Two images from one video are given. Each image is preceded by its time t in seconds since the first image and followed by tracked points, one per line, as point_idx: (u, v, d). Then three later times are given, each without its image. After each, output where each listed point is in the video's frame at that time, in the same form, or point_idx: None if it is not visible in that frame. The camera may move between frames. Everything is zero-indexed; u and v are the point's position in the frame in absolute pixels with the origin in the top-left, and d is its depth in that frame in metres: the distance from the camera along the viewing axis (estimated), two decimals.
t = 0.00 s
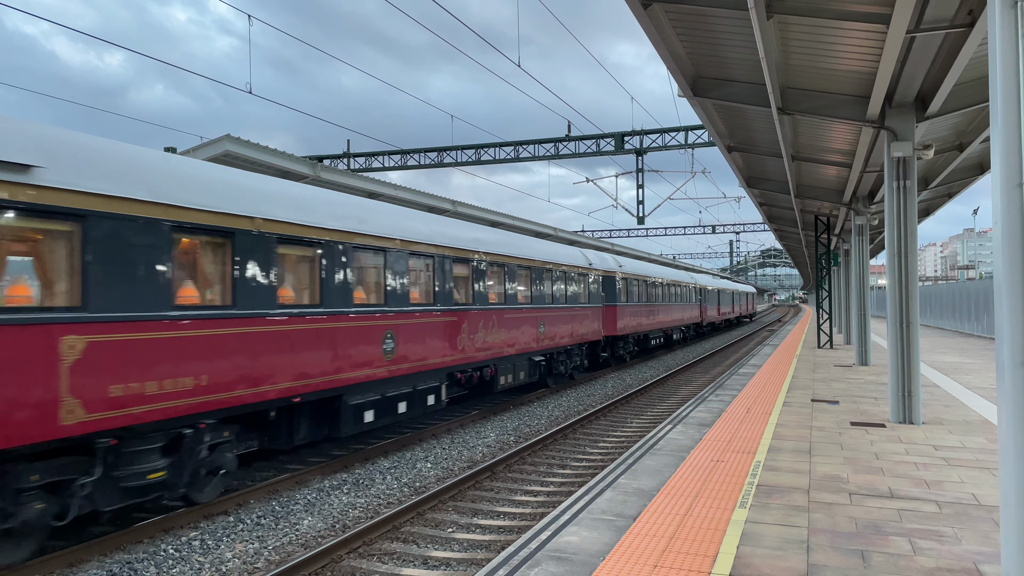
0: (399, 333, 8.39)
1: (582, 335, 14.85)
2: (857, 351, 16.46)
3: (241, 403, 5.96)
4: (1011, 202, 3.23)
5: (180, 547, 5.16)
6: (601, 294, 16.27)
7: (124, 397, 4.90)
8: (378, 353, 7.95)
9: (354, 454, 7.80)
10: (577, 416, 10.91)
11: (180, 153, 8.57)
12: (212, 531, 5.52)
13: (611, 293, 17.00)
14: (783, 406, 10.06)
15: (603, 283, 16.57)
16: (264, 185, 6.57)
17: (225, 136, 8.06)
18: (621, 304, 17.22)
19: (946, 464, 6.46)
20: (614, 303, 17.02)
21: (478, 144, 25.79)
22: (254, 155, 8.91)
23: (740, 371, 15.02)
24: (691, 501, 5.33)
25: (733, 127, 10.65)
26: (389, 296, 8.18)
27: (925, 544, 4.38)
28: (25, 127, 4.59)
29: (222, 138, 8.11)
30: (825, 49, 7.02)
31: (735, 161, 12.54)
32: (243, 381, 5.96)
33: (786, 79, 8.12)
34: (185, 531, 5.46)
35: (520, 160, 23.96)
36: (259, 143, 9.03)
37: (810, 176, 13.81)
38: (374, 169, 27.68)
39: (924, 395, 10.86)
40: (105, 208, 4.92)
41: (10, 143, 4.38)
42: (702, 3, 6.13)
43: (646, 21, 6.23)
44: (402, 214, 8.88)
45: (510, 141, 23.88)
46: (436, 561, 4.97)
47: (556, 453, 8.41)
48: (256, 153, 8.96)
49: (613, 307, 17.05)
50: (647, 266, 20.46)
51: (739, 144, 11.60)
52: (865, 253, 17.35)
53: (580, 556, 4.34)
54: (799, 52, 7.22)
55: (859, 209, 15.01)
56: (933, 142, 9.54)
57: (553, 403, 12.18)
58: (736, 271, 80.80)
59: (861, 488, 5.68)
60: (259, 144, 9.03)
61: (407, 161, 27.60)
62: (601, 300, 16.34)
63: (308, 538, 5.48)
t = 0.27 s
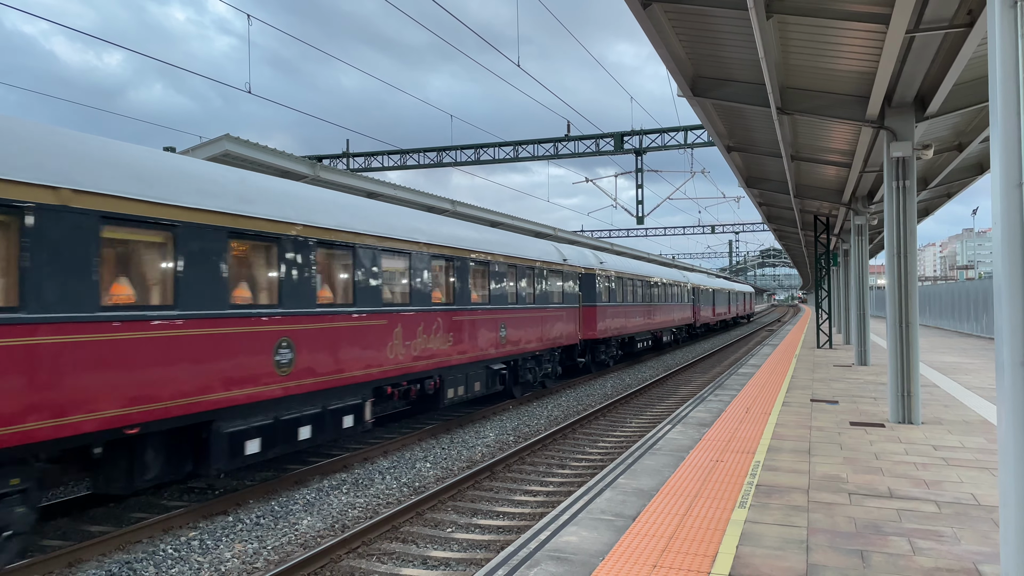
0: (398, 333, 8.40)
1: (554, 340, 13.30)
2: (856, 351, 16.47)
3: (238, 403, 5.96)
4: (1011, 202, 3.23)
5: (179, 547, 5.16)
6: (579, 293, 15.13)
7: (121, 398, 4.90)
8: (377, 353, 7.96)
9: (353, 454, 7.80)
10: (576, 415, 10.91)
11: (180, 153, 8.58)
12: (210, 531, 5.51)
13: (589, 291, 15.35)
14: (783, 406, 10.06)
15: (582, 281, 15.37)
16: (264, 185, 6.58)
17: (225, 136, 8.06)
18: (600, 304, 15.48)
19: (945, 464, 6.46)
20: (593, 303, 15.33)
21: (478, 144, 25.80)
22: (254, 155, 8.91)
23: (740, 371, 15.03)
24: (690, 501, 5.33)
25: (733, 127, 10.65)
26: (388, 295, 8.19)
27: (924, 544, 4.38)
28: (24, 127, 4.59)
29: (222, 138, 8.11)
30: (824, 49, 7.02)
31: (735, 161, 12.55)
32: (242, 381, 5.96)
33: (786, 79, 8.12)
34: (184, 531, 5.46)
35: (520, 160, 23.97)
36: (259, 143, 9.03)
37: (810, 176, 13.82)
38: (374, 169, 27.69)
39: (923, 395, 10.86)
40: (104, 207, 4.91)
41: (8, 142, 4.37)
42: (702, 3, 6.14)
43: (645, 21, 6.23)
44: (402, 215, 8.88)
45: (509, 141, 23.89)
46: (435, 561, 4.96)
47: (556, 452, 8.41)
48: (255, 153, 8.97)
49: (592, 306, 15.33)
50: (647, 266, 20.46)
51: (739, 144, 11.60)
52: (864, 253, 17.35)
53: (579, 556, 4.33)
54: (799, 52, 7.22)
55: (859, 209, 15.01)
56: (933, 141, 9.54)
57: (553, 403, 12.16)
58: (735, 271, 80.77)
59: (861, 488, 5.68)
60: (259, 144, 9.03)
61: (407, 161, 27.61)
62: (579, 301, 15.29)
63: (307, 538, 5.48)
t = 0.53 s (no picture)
0: (396, 333, 8.40)
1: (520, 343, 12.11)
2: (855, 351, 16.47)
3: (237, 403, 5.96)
4: (1009, 202, 3.23)
5: (178, 547, 5.15)
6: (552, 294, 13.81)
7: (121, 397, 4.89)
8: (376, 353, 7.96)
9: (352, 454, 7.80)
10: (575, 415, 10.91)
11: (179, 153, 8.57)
12: (209, 531, 5.51)
13: (564, 292, 14.07)
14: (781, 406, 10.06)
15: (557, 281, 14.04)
16: (262, 185, 6.57)
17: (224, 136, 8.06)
18: (576, 305, 14.36)
19: (943, 464, 6.46)
20: (567, 305, 14.09)
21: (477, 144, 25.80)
22: (253, 155, 8.91)
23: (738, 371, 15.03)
24: (689, 501, 5.33)
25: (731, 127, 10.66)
26: (387, 295, 8.20)
27: (923, 544, 4.38)
28: (23, 126, 4.58)
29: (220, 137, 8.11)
30: (824, 49, 7.02)
31: (734, 160, 12.55)
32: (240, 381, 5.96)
33: (785, 79, 8.12)
34: (182, 531, 5.45)
35: (519, 160, 23.97)
36: (258, 143, 9.03)
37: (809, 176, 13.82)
38: (373, 168, 27.69)
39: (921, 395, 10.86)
40: (102, 207, 4.90)
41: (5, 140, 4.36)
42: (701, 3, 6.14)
43: (644, 21, 6.22)
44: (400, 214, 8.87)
45: (508, 140, 23.90)
46: (434, 561, 4.96)
47: (554, 452, 8.41)
48: (254, 153, 8.96)
49: (567, 310, 14.13)
50: (646, 266, 20.46)
51: (737, 144, 11.60)
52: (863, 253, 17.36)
53: (578, 556, 4.33)
54: (798, 52, 7.22)
55: (857, 209, 15.02)
56: (932, 141, 9.54)
57: (552, 403, 12.15)
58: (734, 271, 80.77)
59: (859, 488, 5.68)
60: (258, 144, 9.03)
61: (406, 161, 27.62)
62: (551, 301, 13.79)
63: (306, 539, 5.47)
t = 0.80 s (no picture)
0: (395, 334, 8.40)
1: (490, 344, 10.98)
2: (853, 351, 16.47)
3: (233, 403, 5.97)
4: (1008, 202, 3.24)
5: (176, 547, 5.15)
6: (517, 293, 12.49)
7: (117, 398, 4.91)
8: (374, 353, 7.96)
9: (351, 455, 7.80)
10: (574, 416, 10.91)
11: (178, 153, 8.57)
12: (207, 531, 5.51)
13: (530, 290, 12.69)
14: (780, 406, 10.05)
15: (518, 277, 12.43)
16: (260, 186, 6.57)
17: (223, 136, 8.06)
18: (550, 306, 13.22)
19: (942, 464, 6.46)
20: (534, 305, 12.69)
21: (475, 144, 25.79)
22: (251, 156, 8.91)
23: (737, 371, 15.02)
24: (687, 501, 5.33)
25: (730, 128, 10.66)
26: (386, 296, 8.20)
27: (921, 544, 4.38)
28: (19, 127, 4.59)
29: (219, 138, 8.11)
30: (820, 49, 7.03)
31: (733, 161, 12.56)
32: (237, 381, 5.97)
33: (783, 79, 8.13)
34: (181, 531, 5.45)
35: (517, 160, 23.96)
36: (256, 143, 9.02)
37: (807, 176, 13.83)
38: (371, 169, 27.68)
39: (920, 396, 10.86)
40: (100, 207, 4.90)
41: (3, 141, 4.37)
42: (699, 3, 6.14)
43: (643, 21, 6.22)
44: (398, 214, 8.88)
45: (507, 141, 23.89)
46: (432, 561, 4.96)
47: (553, 453, 8.41)
48: (253, 154, 8.96)
49: (536, 310, 12.73)
50: (645, 266, 20.47)
51: (736, 144, 11.60)
52: (861, 254, 17.35)
53: (576, 556, 4.33)
54: (796, 52, 7.23)
55: (856, 209, 15.03)
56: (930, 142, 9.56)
57: (550, 403, 12.15)
58: (733, 271, 80.79)
59: (858, 488, 5.68)
60: (257, 144, 9.02)
61: (404, 161, 27.59)
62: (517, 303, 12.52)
63: (305, 539, 5.47)
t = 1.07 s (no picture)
0: (394, 334, 8.40)
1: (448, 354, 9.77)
2: (852, 351, 16.47)
3: (234, 404, 5.97)
4: (1006, 203, 3.24)
5: (175, 548, 5.15)
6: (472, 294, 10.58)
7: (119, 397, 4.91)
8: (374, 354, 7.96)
9: (350, 455, 7.80)
10: (573, 416, 10.91)
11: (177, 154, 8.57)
12: (207, 532, 5.51)
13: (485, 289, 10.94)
14: (779, 406, 10.05)
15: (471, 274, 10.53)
16: (259, 186, 6.57)
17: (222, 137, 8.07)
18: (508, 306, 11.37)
19: (941, 465, 6.46)
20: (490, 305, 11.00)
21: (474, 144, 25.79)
22: (250, 156, 8.91)
23: (736, 372, 15.01)
24: (686, 501, 5.34)
25: (729, 128, 10.67)
26: (386, 296, 8.20)
27: (920, 544, 4.39)
28: (19, 128, 4.59)
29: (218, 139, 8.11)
30: (820, 50, 7.04)
31: (731, 161, 12.56)
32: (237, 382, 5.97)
33: (782, 80, 8.14)
34: (180, 532, 5.45)
35: (516, 160, 23.97)
36: (255, 144, 9.03)
37: (806, 176, 13.84)
38: (370, 169, 27.69)
39: (919, 396, 10.86)
40: (99, 208, 4.90)
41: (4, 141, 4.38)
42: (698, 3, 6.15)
43: (641, 21, 6.22)
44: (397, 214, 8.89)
45: (506, 141, 23.90)
46: (431, 562, 4.96)
47: (552, 453, 8.41)
48: (252, 154, 8.97)
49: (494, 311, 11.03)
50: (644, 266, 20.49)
51: (734, 144, 11.60)
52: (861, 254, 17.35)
53: (575, 556, 4.33)
54: (795, 53, 7.23)
55: (855, 209, 15.04)
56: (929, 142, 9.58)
57: (549, 404, 12.16)
58: (732, 271, 80.80)
59: (856, 488, 5.69)
60: (256, 145, 9.03)
61: (403, 162, 27.58)
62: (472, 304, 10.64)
63: (304, 539, 5.47)
